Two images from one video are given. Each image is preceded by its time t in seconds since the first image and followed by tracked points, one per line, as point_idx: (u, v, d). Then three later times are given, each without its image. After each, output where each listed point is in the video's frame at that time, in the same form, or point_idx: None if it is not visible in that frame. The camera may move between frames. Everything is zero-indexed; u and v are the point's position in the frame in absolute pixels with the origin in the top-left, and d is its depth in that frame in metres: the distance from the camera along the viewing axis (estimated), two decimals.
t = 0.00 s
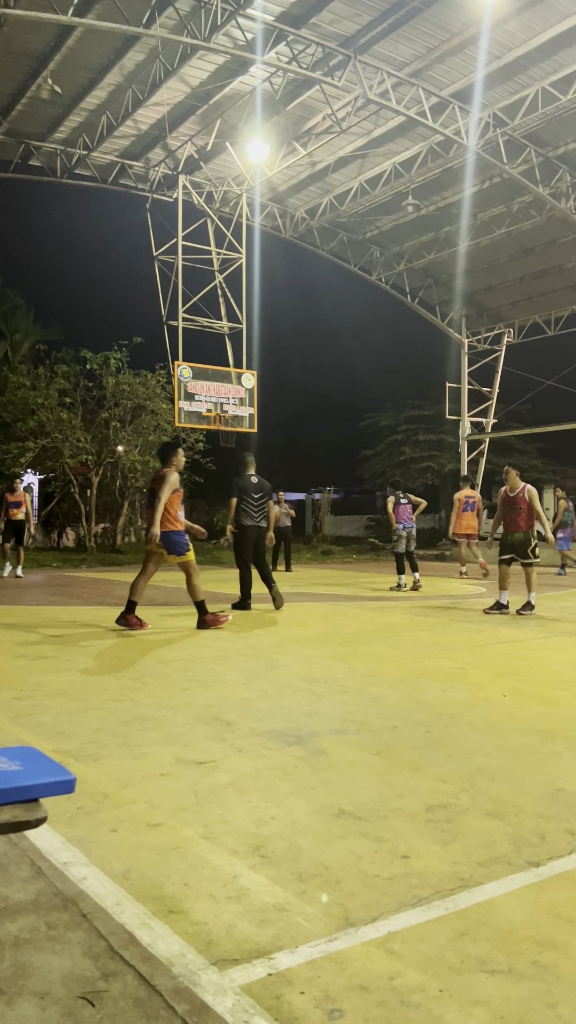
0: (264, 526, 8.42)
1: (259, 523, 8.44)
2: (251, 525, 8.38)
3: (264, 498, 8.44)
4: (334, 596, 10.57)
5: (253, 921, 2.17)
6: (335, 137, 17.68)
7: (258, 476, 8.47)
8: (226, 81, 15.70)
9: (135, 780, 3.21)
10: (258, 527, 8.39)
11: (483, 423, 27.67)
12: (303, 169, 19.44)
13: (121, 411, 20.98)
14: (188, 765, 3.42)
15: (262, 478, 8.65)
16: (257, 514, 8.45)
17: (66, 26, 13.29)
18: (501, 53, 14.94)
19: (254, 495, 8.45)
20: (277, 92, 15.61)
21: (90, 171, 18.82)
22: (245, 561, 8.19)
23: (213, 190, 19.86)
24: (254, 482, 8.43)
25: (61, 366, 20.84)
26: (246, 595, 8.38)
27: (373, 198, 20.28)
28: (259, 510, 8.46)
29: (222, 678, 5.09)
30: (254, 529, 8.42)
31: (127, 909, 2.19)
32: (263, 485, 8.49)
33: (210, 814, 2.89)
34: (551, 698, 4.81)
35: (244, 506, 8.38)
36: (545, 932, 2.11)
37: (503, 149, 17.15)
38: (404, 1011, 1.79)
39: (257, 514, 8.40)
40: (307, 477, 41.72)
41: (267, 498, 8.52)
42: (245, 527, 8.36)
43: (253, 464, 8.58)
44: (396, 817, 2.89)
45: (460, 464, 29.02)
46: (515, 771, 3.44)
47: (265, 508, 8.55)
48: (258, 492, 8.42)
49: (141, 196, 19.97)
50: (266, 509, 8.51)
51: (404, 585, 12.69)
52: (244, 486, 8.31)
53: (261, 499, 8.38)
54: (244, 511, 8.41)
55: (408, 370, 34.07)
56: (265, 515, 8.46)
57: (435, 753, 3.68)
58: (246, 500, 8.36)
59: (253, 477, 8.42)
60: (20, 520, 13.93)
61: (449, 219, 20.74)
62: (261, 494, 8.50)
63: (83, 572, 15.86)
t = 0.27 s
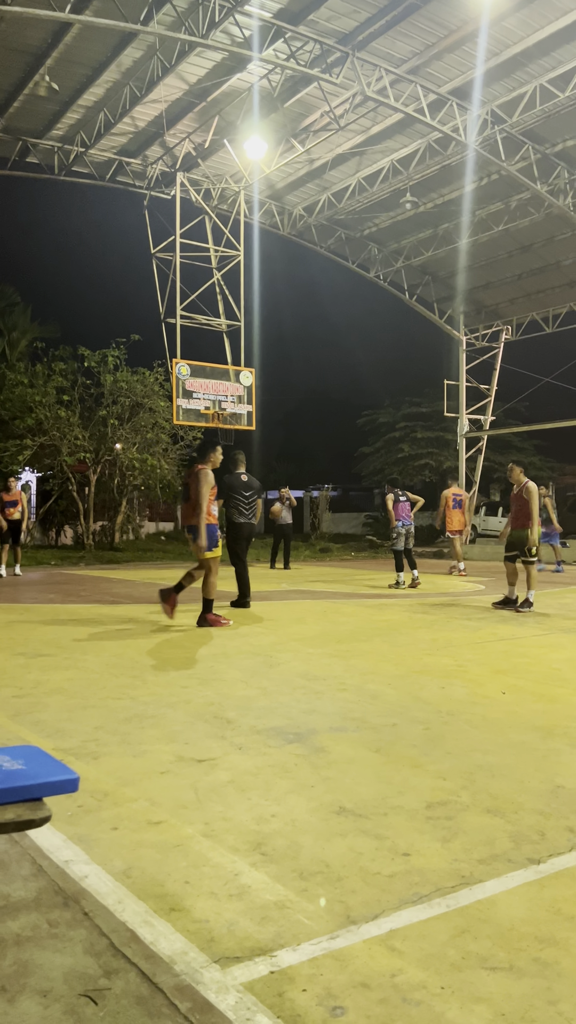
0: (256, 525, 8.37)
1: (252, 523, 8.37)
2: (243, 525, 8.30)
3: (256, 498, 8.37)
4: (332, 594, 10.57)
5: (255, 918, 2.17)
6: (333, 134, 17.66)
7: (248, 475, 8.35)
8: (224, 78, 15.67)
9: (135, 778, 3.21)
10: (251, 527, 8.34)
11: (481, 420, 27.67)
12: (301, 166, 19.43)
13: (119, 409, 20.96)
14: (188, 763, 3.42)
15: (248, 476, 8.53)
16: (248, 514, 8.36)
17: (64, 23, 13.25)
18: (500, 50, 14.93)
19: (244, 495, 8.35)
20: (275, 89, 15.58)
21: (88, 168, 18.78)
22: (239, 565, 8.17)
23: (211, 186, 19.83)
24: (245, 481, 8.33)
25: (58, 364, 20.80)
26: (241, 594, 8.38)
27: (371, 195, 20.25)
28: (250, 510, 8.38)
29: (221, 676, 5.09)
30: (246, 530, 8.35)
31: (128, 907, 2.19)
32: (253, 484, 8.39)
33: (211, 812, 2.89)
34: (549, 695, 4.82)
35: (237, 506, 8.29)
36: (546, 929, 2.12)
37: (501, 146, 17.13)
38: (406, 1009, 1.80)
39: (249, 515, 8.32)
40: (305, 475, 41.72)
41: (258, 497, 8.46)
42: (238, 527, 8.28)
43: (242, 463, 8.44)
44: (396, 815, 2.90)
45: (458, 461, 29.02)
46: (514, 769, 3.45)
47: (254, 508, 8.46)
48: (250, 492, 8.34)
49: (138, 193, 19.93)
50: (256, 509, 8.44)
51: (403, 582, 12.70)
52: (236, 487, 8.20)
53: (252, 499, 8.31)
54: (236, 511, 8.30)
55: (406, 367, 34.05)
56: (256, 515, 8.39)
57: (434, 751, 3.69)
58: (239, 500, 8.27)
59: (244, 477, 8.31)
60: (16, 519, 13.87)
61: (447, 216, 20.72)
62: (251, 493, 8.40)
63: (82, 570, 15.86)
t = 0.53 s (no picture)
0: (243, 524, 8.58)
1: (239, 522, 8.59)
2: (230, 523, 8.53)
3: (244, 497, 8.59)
4: (332, 594, 10.57)
5: (254, 918, 2.18)
6: (331, 134, 17.66)
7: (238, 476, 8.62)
8: (222, 78, 15.66)
9: (135, 779, 3.21)
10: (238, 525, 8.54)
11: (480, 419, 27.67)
12: (299, 166, 19.43)
13: (118, 410, 20.97)
14: (188, 763, 3.42)
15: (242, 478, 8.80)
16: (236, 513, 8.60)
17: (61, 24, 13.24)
18: (497, 49, 14.93)
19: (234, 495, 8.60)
20: (273, 89, 15.58)
21: (86, 169, 18.77)
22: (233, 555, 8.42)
23: (209, 187, 19.83)
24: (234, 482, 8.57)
25: (57, 364, 20.80)
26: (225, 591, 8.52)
27: (369, 194, 20.25)
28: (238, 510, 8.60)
29: (220, 677, 5.09)
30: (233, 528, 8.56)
31: (128, 908, 2.19)
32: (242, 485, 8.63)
33: (211, 812, 2.89)
34: (548, 694, 4.82)
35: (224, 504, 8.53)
36: (546, 928, 2.12)
37: (499, 145, 17.13)
38: (406, 1009, 1.80)
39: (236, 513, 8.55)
40: (304, 475, 41.72)
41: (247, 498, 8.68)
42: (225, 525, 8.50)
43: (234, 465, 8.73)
44: (395, 814, 2.90)
45: (457, 460, 29.01)
46: (513, 768, 3.45)
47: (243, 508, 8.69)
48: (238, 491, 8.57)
49: (136, 193, 19.92)
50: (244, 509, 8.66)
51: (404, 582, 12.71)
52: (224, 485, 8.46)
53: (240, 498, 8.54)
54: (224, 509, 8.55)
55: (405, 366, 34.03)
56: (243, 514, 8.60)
57: (434, 750, 3.69)
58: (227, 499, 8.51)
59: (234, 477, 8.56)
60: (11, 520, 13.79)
61: (445, 215, 20.72)
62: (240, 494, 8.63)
63: (81, 571, 15.84)
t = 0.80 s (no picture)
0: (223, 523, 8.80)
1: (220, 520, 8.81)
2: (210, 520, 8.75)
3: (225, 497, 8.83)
4: (329, 591, 10.58)
5: (253, 916, 2.18)
6: (325, 131, 17.64)
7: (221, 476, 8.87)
8: (215, 75, 15.64)
9: (132, 778, 3.21)
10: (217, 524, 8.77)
11: (475, 416, 27.67)
12: (293, 163, 19.40)
13: (113, 408, 20.94)
14: (186, 761, 3.42)
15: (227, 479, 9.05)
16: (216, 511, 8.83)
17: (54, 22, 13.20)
18: (491, 45, 14.92)
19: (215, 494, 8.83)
20: (267, 86, 15.57)
21: (80, 166, 18.73)
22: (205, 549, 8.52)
23: (203, 184, 19.80)
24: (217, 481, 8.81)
25: (52, 363, 20.78)
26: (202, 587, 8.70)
27: (364, 191, 20.24)
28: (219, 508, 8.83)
29: (217, 675, 5.09)
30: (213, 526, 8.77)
31: (126, 907, 2.19)
32: (225, 486, 8.86)
33: (209, 811, 2.89)
34: (546, 690, 4.83)
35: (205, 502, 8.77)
36: (543, 924, 2.12)
37: (493, 142, 17.12)
38: (404, 1006, 1.80)
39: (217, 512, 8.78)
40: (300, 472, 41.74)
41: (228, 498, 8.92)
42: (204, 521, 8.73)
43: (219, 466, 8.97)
44: (393, 811, 2.90)
45: (453, 457, 29.02)
46: (511, 764, 3.45)
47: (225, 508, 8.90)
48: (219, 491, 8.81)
49: (131, 191, 19.89)
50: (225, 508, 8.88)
51: (401, 579, 12.72)
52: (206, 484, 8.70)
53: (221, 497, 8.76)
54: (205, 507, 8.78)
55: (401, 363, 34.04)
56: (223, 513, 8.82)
57: (430, 747, 3.70)
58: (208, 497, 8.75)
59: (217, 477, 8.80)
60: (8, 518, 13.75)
61: (440, 212, 20.72)
62: (222, 493, 8.86)
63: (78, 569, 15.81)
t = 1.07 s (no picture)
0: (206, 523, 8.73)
1: (202, 521, 8.75)
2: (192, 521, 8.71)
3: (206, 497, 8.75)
4: (325, 591, 10.59)
5: (250, 916, 2.18)
6: (320, 131, 17.66)
7: (203, 476, 8.79)
8: (210, 75, 15.63)
9: (129, 779, 3.21)
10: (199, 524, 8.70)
11: (471, 415, 27.69)
12: (288, 163, 19.39)
13: (109, 408, 20.92)
14: (183, 762, 3.42)
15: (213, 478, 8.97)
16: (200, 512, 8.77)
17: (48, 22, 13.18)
18: (485, 45, 14.94)
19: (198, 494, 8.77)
20: (261, 86, 15.56)
21: (74, 167, 18.69)
22: (178, 555, 8.45)
23: (198, 184, 19.78)
24: (198, 482, 8.74)
25: (47, 363, 20.76)
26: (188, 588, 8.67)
27: (359, 191, 20.26)
28: (202, 508, 8.77)
29: (214, 676, 5.09)
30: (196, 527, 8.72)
31: (123, 908, 2.19)
32: (207, 486, 8.78)
33: (206, 812, 2.89)
34: (542, 689, 4.84)
35: (186, 504, 8.72)
36: (540, 923, 2.13)
37: (488, 141, 17.14)
38: (401, 1006, 1.80)
39: (199, 512, 8.73)
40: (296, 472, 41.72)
41: (212, 498, 8.83)
42: (186, 523, 8.69)
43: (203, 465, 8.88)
44: (390, 811, 2.90)
45: (449, 456, 29.04)
46: (507, 763, 3.46)
47: (209, 507, 8.83)
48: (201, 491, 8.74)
49: (125, 191, 19.87)
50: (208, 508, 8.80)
51: (398, 579, 12.74)
52: (186, 485, 8.65)
53: (202, 497, 8.69)
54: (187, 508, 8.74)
55: (396, 362, 34.08)
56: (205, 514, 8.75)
57: (428, 747, 3.70)
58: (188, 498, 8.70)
59: (198, 477, 8.72)
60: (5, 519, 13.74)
61: (435, 212, 20.74)
62: (205, 493, 8.79)
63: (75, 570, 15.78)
